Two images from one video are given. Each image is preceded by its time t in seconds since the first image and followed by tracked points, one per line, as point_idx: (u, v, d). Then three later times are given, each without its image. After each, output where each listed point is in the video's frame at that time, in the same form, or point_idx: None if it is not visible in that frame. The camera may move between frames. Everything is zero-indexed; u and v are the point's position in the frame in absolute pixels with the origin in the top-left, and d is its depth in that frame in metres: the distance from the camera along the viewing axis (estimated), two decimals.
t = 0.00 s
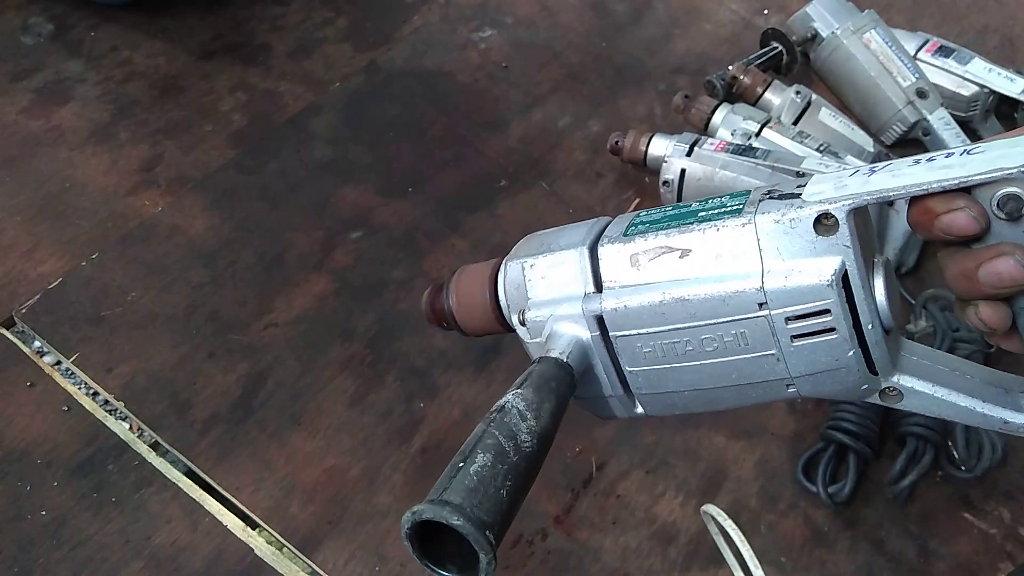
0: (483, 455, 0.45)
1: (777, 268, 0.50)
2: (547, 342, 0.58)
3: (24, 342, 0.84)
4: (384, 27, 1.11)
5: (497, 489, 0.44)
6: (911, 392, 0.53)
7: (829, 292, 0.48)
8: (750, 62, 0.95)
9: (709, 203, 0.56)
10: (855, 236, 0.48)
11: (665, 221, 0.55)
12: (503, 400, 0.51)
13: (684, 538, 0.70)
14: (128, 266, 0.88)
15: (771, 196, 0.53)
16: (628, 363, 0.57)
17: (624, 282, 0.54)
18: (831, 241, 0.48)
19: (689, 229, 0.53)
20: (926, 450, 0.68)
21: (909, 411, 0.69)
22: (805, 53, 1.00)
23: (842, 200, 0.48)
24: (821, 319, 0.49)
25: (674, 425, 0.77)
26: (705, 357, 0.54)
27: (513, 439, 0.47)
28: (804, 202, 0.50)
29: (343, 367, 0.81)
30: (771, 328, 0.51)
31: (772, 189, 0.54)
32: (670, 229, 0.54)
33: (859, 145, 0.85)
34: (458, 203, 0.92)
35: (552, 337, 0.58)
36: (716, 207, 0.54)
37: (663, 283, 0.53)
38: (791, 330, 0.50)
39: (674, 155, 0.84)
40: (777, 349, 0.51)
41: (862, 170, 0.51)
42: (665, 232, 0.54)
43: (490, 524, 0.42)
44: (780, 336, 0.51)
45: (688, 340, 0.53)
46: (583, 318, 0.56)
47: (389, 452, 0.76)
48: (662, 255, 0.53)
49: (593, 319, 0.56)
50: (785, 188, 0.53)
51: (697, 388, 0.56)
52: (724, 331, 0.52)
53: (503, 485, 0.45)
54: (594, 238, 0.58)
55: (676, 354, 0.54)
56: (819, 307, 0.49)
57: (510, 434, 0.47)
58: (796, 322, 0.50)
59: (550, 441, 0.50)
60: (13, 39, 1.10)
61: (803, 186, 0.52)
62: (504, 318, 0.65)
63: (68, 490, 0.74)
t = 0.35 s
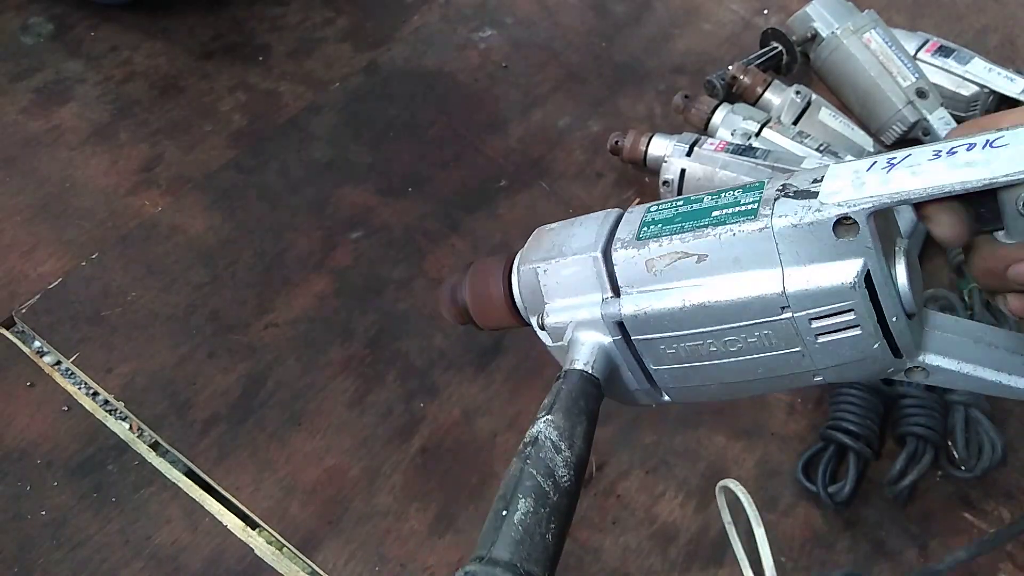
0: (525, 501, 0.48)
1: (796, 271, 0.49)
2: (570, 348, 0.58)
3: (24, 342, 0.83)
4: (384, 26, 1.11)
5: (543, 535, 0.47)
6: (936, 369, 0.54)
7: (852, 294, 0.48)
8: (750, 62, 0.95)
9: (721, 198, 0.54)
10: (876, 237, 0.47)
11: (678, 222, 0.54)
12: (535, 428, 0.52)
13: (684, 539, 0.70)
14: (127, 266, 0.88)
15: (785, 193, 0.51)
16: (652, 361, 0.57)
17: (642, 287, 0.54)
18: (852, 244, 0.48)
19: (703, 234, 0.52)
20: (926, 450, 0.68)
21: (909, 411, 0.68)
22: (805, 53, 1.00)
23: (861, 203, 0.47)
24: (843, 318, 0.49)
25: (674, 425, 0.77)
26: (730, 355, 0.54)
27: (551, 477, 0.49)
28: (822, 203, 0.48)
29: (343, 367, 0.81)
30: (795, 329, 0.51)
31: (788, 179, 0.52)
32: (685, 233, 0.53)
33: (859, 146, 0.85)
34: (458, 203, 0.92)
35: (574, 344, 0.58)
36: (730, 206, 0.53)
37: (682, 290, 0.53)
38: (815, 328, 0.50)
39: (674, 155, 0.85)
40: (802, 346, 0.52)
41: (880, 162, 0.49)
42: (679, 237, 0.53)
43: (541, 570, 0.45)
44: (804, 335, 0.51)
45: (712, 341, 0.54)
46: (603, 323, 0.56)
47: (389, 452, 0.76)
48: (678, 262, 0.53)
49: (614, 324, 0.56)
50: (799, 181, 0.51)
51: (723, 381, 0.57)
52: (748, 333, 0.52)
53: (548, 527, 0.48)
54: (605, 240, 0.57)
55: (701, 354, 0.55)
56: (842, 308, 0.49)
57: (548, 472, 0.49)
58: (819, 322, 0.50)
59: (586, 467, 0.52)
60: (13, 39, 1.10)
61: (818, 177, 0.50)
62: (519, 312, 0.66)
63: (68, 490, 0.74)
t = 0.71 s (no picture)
0: (555, 482, 0.47)
1: (829, 257, 0.49)
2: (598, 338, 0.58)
3: (24, 342, 0.84)
4: (384, 26, 1.11)
5: (573, 515, 0.46)
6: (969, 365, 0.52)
7: (887, 281, 0.48)
8: (750, 62, 0.95)
9: (753, 187, 0.55)
10: (911, 223, 0.47)
11: (709, 211, 0.55)
12: (563, 414, 0.52)
13: (685, 538, 0.70)
14: (127, 266, 0.88)
15: (818, 180, 0.51)
16: (680, 352, 0.57)
17: (672, 276, 0.55)
18: (888, 231, 0.48)
19: (735, 222, 0.53)
20: (926, 450, 0.68)
21: (909, 411, 0.69)
22: (805, 53, 1.01)
23: (895, 188, 0.47)
24: (877, 306, 0.49)
25: (674, 425, 0.77)
26: (761, 346, 0.54)
27: (581, 460, 0.49)
28: (857, 188, 0.49)
29: (343, 367, 0.81)
30: (827, 317, 0.50)
31: (820, 168, 0.52)
32: (717, 220, 0.54)
33: (858, 146, 0.85)
34: (458, 203, 0.92)
35: (600, 334, 0.58)
36: (761, 194, 0.54)
37: (714, 277, 0.53)
38: (848, 317, 0.50)
39: (674, 155, 0.85)
40: (834, 336, 0.51)
41: (915, 148, 0.49)
42: (711, 224, 0.54)
43: (571, 551, 0.44)
44: (836, 324, 0.51)
45: (743, 331, 0.54)
46: (631, 313, 0.57)
47: (389, 452, 0.76)
48: (710, 249, 0.53)
49: (642, 314, 0.56)
50: (832, 170, 0.52)
51: (752, 373, 0.56)
52: (779, 322, 0.52)
53: (579, 508, 0.47)
54: (635, 229, 0.58)
55: (730, 345, 0.55)
56: (876, 295, 0.48)
57: (577, 455, 0.49)
58: (852, 310, 0.50)
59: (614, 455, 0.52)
60: (13, 39, 1.10)
61: (852, 165, 0.51)
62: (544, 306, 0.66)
63: (68, 490, 0.74)
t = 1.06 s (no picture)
0: (560, 451, 0.47)
1: (848, 257, 0.49)
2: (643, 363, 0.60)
3: (24, 342, 0.83)
4: (384, 26, 1.11)
5: (572, 479, 0.45)
6: None
7: (906, 274, 0.47)
8: (750, 62, 0.95)
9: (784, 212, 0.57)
10: (926, 215, 0.47)
11: (740, 230, 0.57)
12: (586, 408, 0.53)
13: (685, 538, 0.70)
14: (127, 266, 0.88)
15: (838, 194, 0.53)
16: (717, 372, 0.56)
17: (705, 292, 0.56)
18: (901, 222, 0.47)
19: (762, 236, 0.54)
20: (926, 450, 0.68)
21: (909, 411, 0.69)
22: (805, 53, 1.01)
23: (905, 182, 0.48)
24: (902, 304, 0.47)
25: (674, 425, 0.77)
26: (795, 358, 0.52)
27: (591, 438, 0.49)
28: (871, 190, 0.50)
29: (344, 367, 0.81)
30: (854, 321, 0.49)
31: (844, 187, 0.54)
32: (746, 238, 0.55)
33: (858, 145, 0.85)
34: (458, 203, 0.93)
35: (647, 357, 0.59)
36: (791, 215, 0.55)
37: (742, 287, 0.53)
38: (874, 318, 0.48)
39: (674, 155, 0.85)
40: (863, 341, 0.49)
41: (927, 153, 0.51)
42: (739, 240, 0.55)
43: (564, 511, 0.44)
44: (864, 327, 0.49)
45: (773, 341, 0.53)
46: (670, 334, 0.58)
47: (389, 452, 0.76)
48: (738, 261, 0.54)
49: (680, 332, 0.57)
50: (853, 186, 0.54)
51: (791, 393, 0.54)
52: (807, 330, 0.51)
53: (580, 477, 0.46)
54: (673, 256, 0.60)
55: (763, 359, 0.54)
56: (897, 290, 0.47)
57: (588, 435, 0.49)
58: (876, 309, 0.48)
59: (633, 452, 0.51)
60: (13, 39, 1.10)
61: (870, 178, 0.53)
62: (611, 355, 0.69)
63: (68, 490, 0.74)
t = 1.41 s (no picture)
0: (554, 424, 0.48)
1: (853, 269, 0.49)
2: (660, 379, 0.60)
3: (29, 342, 0.84)
4: (385, 30, 1.12)
5: (558, 447, 0.46)
6: None
7: (905, 286, 0.47)
8: (748, 65, 0.97)
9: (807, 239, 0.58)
10: (927, 229, 0.46)
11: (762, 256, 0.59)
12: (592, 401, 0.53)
13: (682, 536, 0.71)
14: (132, 266, 0.89)
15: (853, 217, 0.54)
16: (728, 388, 0.57)
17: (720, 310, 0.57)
18: (902, 235, 0.47)
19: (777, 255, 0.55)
20: (920, 448, 0.70)
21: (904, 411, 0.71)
22: (802, 57, 1.02)
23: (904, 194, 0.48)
24: (902, 318, 0.47)
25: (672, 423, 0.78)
26: (800, 373, 0.53)
27: (585, 419, 0.49)
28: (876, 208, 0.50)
29: (345, 366, 0.82)
30: (857, 334, 0.49)
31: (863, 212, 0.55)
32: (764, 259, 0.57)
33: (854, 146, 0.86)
34: (459, 205, 0.94)
35: (663, 371, 0.60)
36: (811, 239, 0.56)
37: (755, 304, 0.55)
38: (875, 331, 0.48)
39: (672, 156, 0.86)
40: (865, 356, 0.49)
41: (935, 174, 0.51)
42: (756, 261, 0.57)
43: (545, 473, 0.44)
44: (866, 341, 0.49)
45: (780, 356, 0.53)
46: (686, 350, 0.59)
47: (390, 451, 0.77)
48: (752, 279, 0.56)
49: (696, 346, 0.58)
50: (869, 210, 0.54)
51: (798, 411, 0.54)
52: (812, 345, 0.51)
53: (568, 449, 0.46)
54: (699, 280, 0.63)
55: (770, 373, 0.54)
56: (896, 304, 0.47)
57: (584, 416, 0.49)
58: (877, 322, 0.48)
59: (629, 446, 0.51)
60: (19, 42, 1.11)
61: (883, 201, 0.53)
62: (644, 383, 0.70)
63: (72, 488, 0.75)
